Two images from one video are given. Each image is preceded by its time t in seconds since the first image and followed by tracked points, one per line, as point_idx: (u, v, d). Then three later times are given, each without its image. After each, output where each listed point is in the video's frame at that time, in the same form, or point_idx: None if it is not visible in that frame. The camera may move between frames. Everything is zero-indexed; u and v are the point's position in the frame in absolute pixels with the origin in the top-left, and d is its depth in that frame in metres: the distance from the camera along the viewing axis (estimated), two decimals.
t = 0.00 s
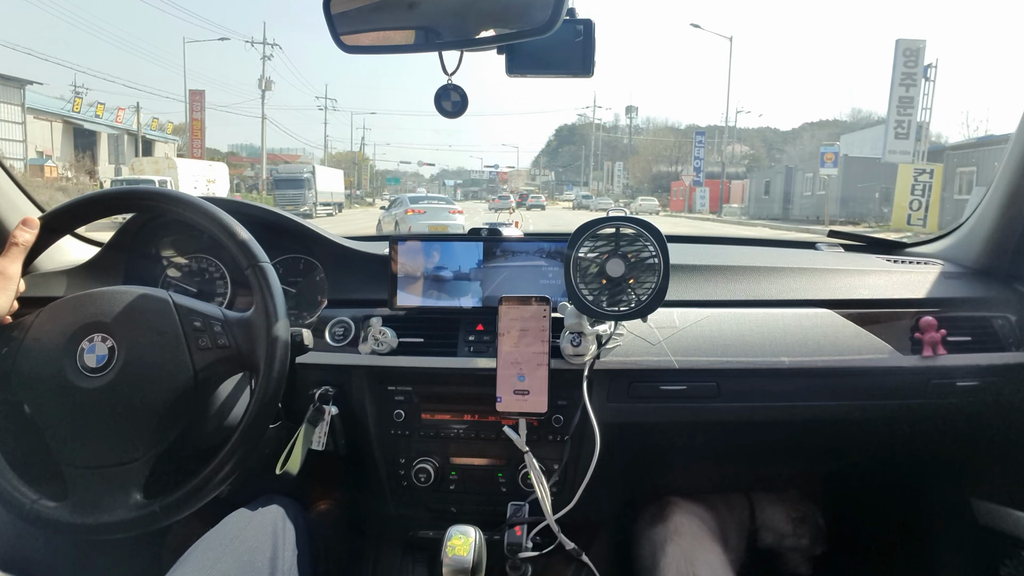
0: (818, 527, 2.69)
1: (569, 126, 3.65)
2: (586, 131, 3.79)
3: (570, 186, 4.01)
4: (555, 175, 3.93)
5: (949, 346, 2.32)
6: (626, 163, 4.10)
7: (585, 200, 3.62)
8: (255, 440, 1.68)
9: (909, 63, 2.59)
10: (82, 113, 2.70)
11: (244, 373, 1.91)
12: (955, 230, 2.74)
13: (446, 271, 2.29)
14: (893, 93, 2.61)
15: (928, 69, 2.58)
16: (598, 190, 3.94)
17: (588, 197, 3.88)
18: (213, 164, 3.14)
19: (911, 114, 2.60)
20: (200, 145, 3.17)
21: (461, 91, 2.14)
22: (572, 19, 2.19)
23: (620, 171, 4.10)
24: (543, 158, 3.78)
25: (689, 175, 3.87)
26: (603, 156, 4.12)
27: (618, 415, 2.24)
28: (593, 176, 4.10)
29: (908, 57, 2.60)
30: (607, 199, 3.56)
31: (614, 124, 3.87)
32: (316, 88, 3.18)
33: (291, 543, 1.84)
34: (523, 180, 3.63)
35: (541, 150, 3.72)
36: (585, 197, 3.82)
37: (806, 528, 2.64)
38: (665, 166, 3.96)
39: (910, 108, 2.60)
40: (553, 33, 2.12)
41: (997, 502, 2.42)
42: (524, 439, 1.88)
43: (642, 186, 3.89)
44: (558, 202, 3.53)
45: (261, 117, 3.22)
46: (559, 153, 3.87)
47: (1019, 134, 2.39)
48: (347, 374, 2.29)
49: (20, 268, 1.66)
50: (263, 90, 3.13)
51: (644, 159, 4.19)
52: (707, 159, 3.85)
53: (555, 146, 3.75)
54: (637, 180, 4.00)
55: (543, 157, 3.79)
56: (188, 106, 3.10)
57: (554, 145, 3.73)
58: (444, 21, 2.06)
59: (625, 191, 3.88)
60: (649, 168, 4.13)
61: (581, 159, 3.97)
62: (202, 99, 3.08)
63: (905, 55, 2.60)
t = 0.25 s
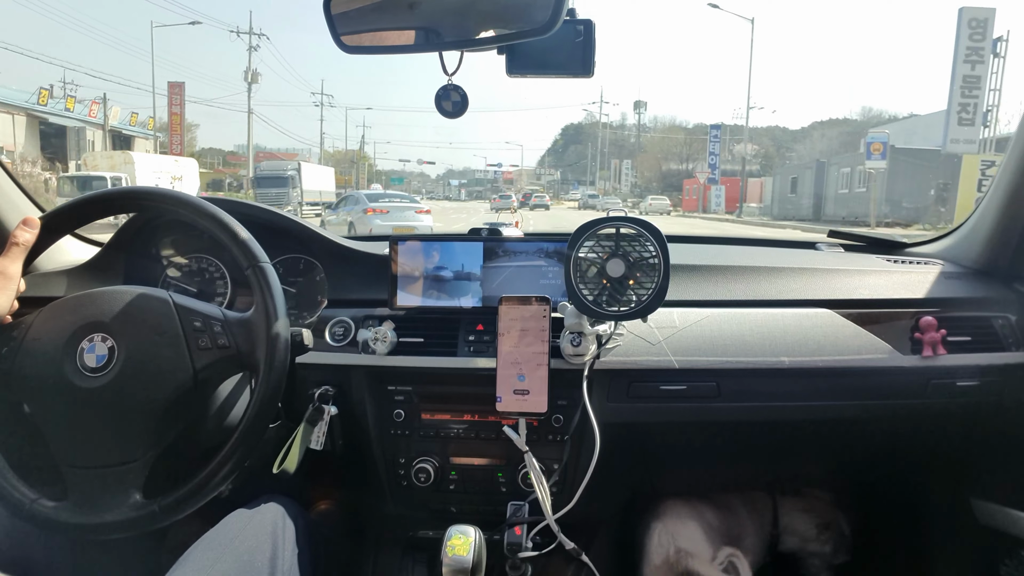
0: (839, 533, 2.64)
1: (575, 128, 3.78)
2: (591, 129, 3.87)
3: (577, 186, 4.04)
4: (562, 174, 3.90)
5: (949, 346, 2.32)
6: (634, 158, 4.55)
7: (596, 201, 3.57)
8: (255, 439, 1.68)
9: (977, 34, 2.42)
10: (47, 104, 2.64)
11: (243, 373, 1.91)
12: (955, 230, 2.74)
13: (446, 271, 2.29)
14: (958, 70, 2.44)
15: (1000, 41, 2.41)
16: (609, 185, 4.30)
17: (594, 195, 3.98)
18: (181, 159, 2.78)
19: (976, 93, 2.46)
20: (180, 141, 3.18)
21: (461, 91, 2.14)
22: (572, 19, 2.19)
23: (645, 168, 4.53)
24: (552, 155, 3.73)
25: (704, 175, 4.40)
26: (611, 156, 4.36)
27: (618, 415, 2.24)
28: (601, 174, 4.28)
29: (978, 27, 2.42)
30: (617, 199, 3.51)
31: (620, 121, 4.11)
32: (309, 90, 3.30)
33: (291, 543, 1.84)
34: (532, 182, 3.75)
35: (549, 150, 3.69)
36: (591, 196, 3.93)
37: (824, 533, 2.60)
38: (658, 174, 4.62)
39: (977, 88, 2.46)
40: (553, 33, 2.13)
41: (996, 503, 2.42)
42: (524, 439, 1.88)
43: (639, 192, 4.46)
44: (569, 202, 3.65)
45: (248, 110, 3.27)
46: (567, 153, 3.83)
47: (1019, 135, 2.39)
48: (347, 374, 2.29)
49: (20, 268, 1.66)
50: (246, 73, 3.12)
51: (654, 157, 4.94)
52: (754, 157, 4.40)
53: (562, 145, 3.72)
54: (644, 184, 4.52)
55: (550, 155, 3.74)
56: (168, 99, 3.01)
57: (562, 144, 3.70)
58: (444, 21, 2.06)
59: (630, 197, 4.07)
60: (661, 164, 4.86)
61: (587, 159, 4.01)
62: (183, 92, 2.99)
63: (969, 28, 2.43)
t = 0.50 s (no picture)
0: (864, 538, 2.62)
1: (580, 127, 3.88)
2: (599, 130, 3.98)
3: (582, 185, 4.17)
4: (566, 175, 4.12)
5: (949, 346, 2.32)
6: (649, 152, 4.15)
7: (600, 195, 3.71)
8: (256, 439, 1.68)
9: None
10: (8, 95, 2.43)
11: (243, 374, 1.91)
12: (955, 230, 2.74)
13: (446, 271, 2.29)
14: None
15: None
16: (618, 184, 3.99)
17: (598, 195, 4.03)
18: (140, 154, 2.63)
19: None
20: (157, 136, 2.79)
21: (461, 91, 2.14)
22: (572, 19, 2.19)
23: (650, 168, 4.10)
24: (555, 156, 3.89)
25: (720, 171, 3.96)
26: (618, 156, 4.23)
27: (618, 415, 2.24)
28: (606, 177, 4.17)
29: None
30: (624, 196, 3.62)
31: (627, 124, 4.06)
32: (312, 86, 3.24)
33: (291, 543, 1.84)
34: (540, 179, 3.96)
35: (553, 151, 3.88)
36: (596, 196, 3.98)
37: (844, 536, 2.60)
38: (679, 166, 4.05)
39: None
40: (553, 33, 2.13)
41: (998, 503, 2.43)
42: (524, 439, 1.88)
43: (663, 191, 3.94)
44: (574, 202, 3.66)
45: (231, 105, 3.10)
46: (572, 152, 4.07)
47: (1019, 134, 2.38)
48: (347, 374, 2.29)
49: (22, 267, 1.66)
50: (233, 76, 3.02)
51: (662, 155, 4.24)
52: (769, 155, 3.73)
53: (568, 144, 3.99)
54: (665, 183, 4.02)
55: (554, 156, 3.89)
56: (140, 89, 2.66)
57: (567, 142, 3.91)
58: (444, 21, 2.06)
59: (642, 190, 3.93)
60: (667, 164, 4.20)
61: (592, 161, 4.14)
62: (159, 83, 2.67)
63: None
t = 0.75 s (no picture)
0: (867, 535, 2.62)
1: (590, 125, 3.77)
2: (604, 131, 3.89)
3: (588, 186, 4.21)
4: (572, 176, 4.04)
5: (948, 346, 2.32)
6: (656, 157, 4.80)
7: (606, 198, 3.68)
8: (256, 440, 1.69)
9: None
10: None
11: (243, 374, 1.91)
12: (955, 230, 2.74)
13: (446, 271, 2.29)
14: None
15: None
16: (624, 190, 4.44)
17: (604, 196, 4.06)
18: (87, 148, 2.62)
19: None
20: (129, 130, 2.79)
21: (461, 91, 2.14)
22: (572, 19, 2.19)
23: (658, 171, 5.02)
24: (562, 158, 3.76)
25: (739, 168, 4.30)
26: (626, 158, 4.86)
27: (618, 415, 2.24)
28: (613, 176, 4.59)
29: None
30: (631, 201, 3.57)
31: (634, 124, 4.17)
32: (304, 77, 3.38)
33: (291, 543, 1.84)
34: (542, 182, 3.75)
35: (558, 152, 3.72)
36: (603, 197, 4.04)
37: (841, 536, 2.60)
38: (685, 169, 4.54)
39: None
40: (553, 33, 2.13)
41: (998, 503, 2.43)
42: (524, 439, 1.88)
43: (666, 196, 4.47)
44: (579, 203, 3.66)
45: (214, 104, 3.28)
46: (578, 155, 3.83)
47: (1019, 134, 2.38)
48: (347, 374, 2.29)
49: (22, 267, 1.66)
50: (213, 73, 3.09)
51: (672, 157, 5.14)
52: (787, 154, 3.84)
53: (573, 146, 3.69)
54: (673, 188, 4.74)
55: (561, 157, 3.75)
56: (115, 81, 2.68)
57: (570, 145, 3.66)
58: (445, 21, 2.06)
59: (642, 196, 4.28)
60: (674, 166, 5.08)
61: (598, 162, 4.11)
62: (131, 74, 2.71)
63: None
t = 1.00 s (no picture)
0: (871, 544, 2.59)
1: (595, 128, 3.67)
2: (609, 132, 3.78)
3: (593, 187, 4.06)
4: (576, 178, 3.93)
5: (948, 346, 2.32)
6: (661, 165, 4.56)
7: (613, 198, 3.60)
8: (255, 440, 1.68)
9: None
10: None
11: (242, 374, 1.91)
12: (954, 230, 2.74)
13: (446, 271, 2.29)
14: None
15: None
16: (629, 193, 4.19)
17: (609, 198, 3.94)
18: (26, 143, 2.48)
19: None
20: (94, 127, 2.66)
21: (461, 91, 2.14)
22: (572, 19, 2.19)
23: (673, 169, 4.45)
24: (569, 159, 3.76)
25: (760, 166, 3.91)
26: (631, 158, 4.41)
27: (618, 415, 2.24)
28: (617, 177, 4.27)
29: None
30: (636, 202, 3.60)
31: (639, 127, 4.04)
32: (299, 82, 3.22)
33: (290, 542, 1.84)
34: (548, 183, 3.80)
35: (564, 153, 3.72)
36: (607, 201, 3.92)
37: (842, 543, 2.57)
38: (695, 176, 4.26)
39: None
40: (553, 33, 2.13)
41: (998, 503, 2.43)
42: (524, 439, 1.88)
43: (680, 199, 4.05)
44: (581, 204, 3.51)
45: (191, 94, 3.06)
46: (583, 156, 3.81)
47: (1018, 134, 2.38)
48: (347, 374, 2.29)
49: (21, 267, 1.66)
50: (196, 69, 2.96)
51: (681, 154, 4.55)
52: (801, 153, 3.86)
53: (579, 149, 3.72)
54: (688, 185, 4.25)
55: (569, 159, 3.75)
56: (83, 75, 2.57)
57: (578, 147, 3.69)
58: (445, 21, 2.06)
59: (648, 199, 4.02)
60: (686, 167, 4.44)
61: (604, 161, 3.99)
62: (100, 67, 2.58)
63: None
